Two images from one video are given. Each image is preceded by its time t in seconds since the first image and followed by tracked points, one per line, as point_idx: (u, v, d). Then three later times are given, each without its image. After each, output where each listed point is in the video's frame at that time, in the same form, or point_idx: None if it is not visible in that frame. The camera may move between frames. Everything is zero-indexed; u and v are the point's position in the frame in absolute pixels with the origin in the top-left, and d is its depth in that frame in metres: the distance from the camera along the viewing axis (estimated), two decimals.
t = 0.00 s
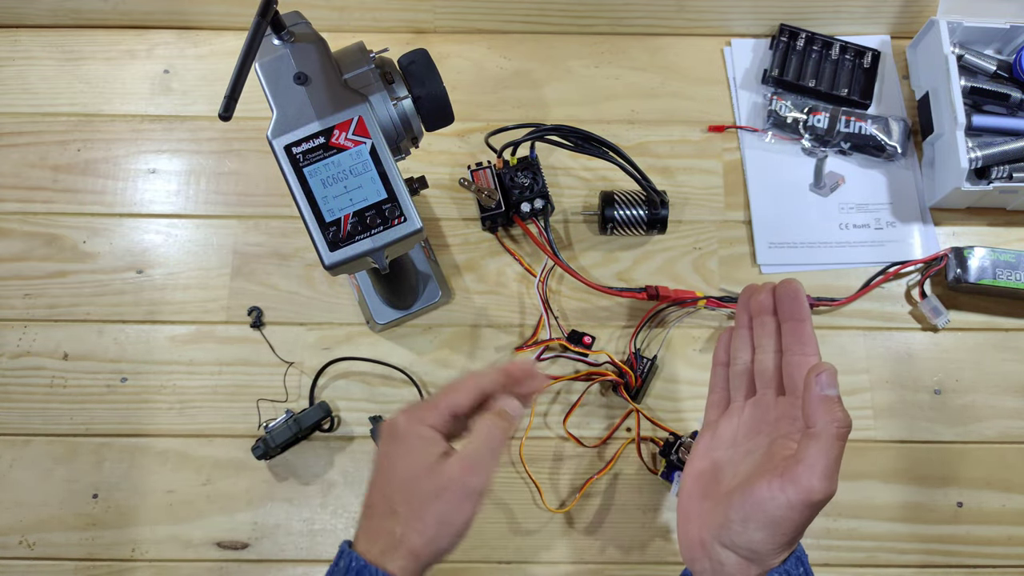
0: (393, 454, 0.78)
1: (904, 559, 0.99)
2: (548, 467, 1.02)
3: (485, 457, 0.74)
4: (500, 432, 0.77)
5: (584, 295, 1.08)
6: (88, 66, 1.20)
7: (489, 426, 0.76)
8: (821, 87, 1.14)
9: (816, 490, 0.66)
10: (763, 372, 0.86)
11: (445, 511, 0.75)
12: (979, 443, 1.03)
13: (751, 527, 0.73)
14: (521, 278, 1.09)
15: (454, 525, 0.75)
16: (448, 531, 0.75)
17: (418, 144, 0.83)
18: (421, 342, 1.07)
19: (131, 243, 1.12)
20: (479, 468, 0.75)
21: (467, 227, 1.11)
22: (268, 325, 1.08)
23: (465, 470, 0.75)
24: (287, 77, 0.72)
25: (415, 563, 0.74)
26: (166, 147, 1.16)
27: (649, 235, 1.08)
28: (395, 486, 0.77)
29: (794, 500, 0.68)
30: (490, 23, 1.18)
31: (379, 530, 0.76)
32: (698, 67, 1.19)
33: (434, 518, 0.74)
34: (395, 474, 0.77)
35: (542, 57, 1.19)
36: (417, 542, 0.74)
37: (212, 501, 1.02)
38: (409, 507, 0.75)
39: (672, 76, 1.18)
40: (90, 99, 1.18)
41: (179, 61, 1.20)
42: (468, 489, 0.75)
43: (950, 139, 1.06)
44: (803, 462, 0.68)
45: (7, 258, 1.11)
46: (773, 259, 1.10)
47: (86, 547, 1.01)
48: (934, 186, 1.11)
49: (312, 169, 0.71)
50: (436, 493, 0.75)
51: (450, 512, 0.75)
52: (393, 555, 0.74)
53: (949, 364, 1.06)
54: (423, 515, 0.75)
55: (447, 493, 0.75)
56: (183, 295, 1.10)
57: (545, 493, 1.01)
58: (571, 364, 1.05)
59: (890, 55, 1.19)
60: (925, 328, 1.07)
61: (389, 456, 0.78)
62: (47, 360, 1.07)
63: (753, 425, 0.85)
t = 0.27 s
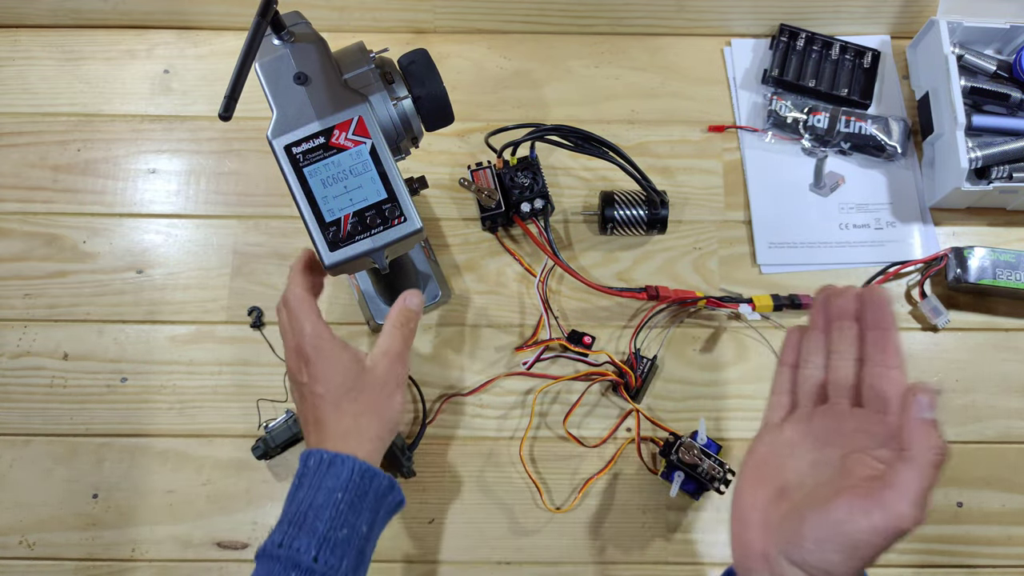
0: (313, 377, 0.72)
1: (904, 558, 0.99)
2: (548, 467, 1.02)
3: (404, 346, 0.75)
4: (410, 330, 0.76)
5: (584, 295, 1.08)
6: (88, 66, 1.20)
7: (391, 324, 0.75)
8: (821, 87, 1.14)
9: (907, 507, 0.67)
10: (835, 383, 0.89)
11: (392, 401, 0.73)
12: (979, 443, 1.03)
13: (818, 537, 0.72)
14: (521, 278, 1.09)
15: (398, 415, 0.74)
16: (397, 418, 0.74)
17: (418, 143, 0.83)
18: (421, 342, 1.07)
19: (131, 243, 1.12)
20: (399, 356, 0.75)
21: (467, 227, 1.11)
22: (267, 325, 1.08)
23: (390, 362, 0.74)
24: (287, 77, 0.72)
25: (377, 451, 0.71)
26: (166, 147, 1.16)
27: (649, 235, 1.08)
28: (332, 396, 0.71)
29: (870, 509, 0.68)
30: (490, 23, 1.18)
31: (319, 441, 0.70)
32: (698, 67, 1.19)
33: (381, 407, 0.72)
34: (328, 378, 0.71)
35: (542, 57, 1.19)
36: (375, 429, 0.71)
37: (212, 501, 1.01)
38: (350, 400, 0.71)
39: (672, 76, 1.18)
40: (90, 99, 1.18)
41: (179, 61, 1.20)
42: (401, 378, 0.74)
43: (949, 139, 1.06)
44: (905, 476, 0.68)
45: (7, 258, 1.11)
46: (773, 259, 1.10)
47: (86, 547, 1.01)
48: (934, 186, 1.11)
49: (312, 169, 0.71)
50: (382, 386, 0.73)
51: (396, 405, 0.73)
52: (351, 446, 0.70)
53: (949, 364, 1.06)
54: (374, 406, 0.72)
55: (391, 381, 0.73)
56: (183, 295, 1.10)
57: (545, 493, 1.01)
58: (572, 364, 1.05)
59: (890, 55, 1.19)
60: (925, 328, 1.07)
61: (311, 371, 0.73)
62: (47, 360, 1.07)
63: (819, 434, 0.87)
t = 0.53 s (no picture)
0: (350, 316, 0.78)
1: (904, 559, 0.98)
2: (549, 467, 1.02)
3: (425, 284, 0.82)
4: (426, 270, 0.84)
5: (585, 295, 1.08)
6: (88, 66, 1.20)
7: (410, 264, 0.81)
8: (821, 87, 1.14)
9: None
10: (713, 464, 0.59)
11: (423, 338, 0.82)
12: (979, 443, 1.03)
13: None
14: (521, 278, 1.09)
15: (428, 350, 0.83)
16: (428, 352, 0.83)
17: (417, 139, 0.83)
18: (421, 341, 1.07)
19: (131, 243, 1.12)
20: (422, 293, 0.82)
21: (467, 228, 1.11)
22: (268, 325, 1.08)
23: (416, 301, 0.81)
24: (287, 73, 0.72)
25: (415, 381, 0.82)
26: (166, 147, 1.16)
27: (649, 235, 1.08)
28: (367, 333, 0.79)
29: None
30: (490, 23, 1.18)
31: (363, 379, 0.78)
32: (698, 67, 1.19)
33: (416, 343, 0.81)
34: (366, 317, 0.78)
35: (542, 57, 1.19)
36: (412, 362, 0.81)
37: (212, 501, 1.02)
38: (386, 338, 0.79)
39: (672, 77, 1.18)
40: (90, 99, 1.18)
41: (179, 62, 1.20)
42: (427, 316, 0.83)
43: (949, 139, 1.06)
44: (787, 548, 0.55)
45: (7, 258, 1.11)
46: (773, 259, 1.09)
47: (86, 547, 1.01)
48: (935, 186, 1.11)
49: (313, 165, 0.71)
50: (413, 323, 0.81)
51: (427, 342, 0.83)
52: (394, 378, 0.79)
53: (949, 364, 1.06)
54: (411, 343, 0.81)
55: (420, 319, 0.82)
56: (183, 295, 1.10)
57: (545, 493, 1.01)
58: (572, 364, 1.05)
59: (890, 55, 1.19)
60: (925, 328, 1.07)
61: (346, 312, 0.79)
62: (47, 360, 1.08)
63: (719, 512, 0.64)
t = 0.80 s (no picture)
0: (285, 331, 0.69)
1: (904, 559, 0.98)
2: (548, 467, 1.02)
3: (380, 285, 0.69)
4: (389, 270, 0.71)
5: (585, 295, 1.08)
6: (88, 66, 1.20)
7: (371, 263, 0.70)
8: (821, 87, 1.14)
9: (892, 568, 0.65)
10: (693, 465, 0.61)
11: (365, 350, 0.68)
12: (979, 443, 1.03)
13: None
14: (521, 278, 1.09)
15: (366, 365, 0.68)
16: (367, 369, 0.68)
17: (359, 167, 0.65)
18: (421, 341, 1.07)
19: (131, 243, 1.12)
20: (376, 294, 0.69)
21: (467, 228, 1.11)
22: (267, 325, 1.08)
23: (362, 302, 0.68)
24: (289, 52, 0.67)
25: (340, 408, 0.66)
26: (166, 147, 1.16)
27: (649, 235, 1.08)
28: (301, 345, 0.68)
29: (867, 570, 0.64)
30: (490, 23, 1.18)
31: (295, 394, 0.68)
32: (698, 67, 1.19)
33: (353, 358, 0.67)
34: (305, 324, 0.68)
35: (542, 58, 1.19)
36: (341, 381, 0.67)
37: (212, 501, 1.02)
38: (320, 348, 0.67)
39: (672, 77, 1.18)
40: (90, 99, 1.18)
41: (179, 62, 1.20)
42: (375, 322, 0.69)
43: (949, 139, 1.06)
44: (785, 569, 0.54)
45: (7, 258, 1.11)
46: (773, 259, 1.09)
47: (86, 547, 1.01)
48: (935, 186, 1.11)
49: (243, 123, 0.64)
50: (355, 333, 0.68)
51: (369, 353, 0.68)
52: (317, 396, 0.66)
53: (949, 364, 1.06)
54: (341, 355, 0.67)
55: (363, 326, 0.68)
56: (183, 295, 1.10)
57: (545, 493, 1.01)
58: (572, 364, 1.05)
59: (890, 55, 1.19)
60: (926, 328, 1.07)
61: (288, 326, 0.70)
62: (47, 360, 1.08)
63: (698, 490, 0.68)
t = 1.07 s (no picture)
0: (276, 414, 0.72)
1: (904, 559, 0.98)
2: (548, 467, 1.02)
3: (363, 399, 0.68)
4: (379, 384, 0.69)
5: (585, 295, 1.08)
6: (88, 66, 1.20)
7: (364, 372, 0.69)
8: (821, 87, 1.14)
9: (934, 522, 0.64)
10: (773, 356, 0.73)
11: (326, 461, 0.68)
12: (979, 443, 1.03)
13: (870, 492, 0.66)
14: (521, 278, 1.09)
15: (328, 476, 0.68)
16: (326, 476, 0.68)
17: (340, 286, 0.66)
18: (421, 341, 1.07)
19: (131, 243, 1.12)
20: (357, 406, 0.68)
21: (467, 228, 1.11)
22: (267, 324, 1.07)
23: (340, 411, 0.68)
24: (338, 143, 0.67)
25: (294, 510, 0.68)
26: (166, 147, 1.16)
27: (649, 234, 1.08)
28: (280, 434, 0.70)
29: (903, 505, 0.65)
30: (490, 23, 1.18)
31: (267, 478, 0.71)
32: (698, 67, 1.19)
33: (320, 465, 0.68)
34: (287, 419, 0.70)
35: (542, 58, 1.19)
36: (297, 486, 0.68)
37: (212, 501, 1.02)
38: (288, 447, 0.69)
39: (672, 76, 1.18)
40: (90, 99, 1.18)
41: (179, 62, 1.20)
42: (346, 433, 0.68)
43: (949, 139, 1.06)
44: (909, 437, 0.65)
45: (7, 258, 1.11)
46: (773, 259, 1.09)
47: (86, 547, 1.01)
48: (935, 186, 1.11)
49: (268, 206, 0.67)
50: (323, 443, 0.68)
51: (332, 464, 0.68)
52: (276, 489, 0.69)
53: (949, 364, 1.06)
54: (303, 461, 0.68)
55: (331, 437, 0.68)
56: (183, 295, 1.10)
57: (545, 493, 1.01)
58: (572, 364, 1.05)
59: (890, 55, 1.19)
60: (925, 328, 1.07)
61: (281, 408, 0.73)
62: (47, 360, 1.08)
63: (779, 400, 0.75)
